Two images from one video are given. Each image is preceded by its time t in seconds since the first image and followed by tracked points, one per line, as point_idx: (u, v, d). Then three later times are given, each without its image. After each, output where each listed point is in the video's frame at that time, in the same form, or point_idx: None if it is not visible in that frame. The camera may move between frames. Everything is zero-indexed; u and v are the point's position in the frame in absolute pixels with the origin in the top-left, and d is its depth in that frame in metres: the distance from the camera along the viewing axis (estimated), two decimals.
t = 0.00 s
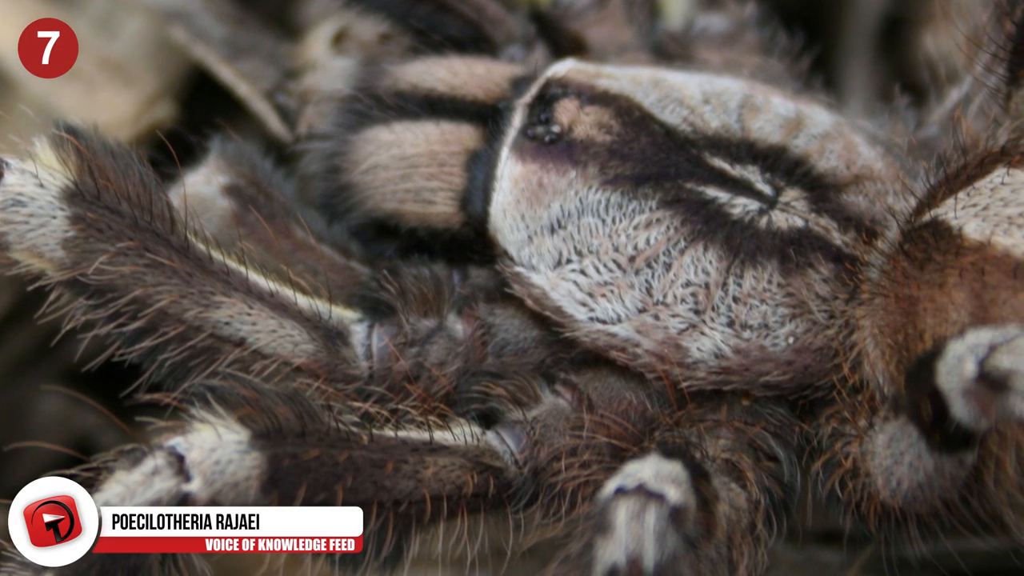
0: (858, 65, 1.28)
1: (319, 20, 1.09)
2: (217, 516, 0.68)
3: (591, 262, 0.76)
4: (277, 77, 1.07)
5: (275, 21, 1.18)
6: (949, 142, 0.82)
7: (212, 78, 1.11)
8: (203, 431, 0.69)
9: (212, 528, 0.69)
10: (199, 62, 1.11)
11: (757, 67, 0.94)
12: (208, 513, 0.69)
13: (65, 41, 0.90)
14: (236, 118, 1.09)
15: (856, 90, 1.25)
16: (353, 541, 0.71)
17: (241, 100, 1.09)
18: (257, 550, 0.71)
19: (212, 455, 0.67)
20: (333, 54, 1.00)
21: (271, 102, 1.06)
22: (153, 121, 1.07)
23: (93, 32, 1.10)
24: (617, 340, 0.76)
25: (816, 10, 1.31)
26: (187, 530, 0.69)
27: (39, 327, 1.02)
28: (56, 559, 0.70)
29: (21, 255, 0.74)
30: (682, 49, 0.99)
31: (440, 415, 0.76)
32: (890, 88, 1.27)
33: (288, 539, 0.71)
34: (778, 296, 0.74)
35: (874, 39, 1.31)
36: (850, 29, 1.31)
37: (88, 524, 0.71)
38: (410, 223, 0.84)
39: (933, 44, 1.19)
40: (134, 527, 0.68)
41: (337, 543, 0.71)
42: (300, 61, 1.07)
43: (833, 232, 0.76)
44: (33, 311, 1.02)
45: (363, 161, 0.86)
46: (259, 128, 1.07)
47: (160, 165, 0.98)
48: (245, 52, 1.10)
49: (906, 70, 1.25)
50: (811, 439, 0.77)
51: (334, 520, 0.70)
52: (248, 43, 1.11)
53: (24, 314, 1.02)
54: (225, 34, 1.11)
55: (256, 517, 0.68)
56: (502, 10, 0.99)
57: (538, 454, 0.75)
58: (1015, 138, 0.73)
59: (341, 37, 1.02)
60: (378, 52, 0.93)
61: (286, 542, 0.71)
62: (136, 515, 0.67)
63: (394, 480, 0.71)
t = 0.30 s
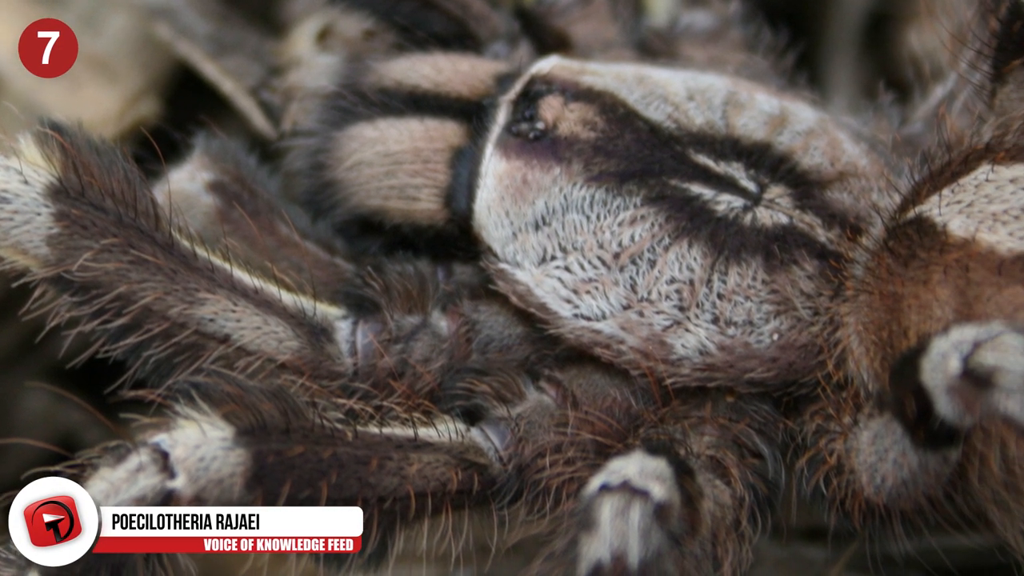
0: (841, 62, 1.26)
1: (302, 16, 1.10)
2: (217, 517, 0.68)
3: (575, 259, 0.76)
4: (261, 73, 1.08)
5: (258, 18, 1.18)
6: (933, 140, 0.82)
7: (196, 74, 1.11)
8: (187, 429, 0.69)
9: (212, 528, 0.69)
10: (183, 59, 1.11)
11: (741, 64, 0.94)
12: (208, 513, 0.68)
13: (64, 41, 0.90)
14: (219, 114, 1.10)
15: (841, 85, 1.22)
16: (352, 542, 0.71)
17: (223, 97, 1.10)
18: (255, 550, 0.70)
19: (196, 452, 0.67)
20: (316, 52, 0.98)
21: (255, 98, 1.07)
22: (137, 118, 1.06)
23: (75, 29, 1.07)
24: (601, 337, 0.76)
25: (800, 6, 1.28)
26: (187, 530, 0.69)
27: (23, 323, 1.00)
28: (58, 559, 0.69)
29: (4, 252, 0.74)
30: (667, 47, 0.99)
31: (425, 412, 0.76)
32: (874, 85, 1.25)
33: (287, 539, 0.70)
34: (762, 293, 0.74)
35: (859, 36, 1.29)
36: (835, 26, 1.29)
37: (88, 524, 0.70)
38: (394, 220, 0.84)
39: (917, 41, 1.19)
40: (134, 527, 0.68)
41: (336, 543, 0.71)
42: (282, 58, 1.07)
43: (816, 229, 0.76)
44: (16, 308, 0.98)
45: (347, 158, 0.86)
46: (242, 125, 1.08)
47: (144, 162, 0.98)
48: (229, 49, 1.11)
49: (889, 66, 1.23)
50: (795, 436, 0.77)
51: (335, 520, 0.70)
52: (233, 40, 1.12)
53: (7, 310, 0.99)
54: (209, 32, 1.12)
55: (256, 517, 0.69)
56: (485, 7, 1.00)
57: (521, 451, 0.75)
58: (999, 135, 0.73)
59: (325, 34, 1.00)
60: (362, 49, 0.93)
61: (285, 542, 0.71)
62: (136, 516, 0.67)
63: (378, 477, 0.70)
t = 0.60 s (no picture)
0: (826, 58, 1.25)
1: (285, 13, 1.11)
2: (217, 516, 0.69)
3: (560, 256, 0.76)
4: (245, 69, 1.09)
5: (242, 15, 1.17)
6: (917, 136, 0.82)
7: (180, 71, 1.12)
8: (172, 425, 0.69)
9: (212, 528, 0.69)
10: (167, 56, 1.11)
11: (725, 61, 0.94)
12: (208, 513, 0.68)
13: (64, 42, 0.89)
14: (204, 110, 1.09)
15: (824, 82, 1.20)
16: (350, 542, 0.71)
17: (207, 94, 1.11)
18: (254, 550, 0.70)
19: (181, 449, 0.67)
20: (300, 48, 0.98)
21: (240, 95, 1.08)
22: (121, 114, 1.04)
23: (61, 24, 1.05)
24: (586, 334, 0.76)
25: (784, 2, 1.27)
26: (187, 529, 0.69)
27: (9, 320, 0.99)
28: (58, 559, 0.70)
29: None
30: (651, 43, 0.99)
31: (409, 408, 0.76)
32: (858, 81, 1.23)
33: (286, 539, 0.70)
34: (747, 289, 0.74)
35: (842, 32, 1.28)
36: (818, 22, 1.28)
37: (88, 522, 0.70)
38: (379, 217, 0.85)
39: (902, 37, 1.19)
40: (134, 526, 0.69)
41: (334, 543, 0.71)
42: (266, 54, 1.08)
43: (801, 225, 0.76)
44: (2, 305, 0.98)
45: (332, 154, 0.86)
46: (228, 121, 1.07)
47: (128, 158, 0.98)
48: (213, 46, 1.12)
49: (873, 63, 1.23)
50: (780, 433, 0.78)
51: (335, 520, 0.70)
52: (216, 36, 1.13)
53: None
54: (193, 28, 1.13)
55: (256, 516, 0.69)
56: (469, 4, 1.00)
57: (506, 448, 0.76)
58: (984, 132, 0.73)
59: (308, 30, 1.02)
60: (347, 46, 0.93)
61: (283, 542, 0.71)
62: (136, 517, 0.68)
63: (362, 474, 0.70)
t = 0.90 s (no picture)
0: (812, 56, 1.24)
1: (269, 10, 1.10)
2: (217, 517, 0.69)
3: (545, 253, 0.76)
4: (229, 67, 1.09)
5: (227, 12, 1.16)
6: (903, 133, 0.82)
7: (165, 68, 1.11)
8: (156, 422, 0.69)
9: (212, 528, 0.70)
10: (152, 53, 1.11)
11: (710, 57, 0.94)
12: (208, 514, 0.69)
13: (64, 42, 0.90)
14: (188, 107, 1.10)
15: (809, 80, 1.20)
16: (348, 542, 0.72)
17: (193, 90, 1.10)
18: (252, 550, 0.71)
19: (166, 445, 0.67)
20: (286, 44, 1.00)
21: (225, 91, 1.07)
22: (106, 111, 1.06)
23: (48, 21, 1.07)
24: (571, 330, 0.76)
25: None
26: (187, 530, 0.70)
27: None
28: (58, 559, 0.70)
29: None
30: (635, 40, 1.00)
31: (394, 405, 0.76)
32: (843, 78, 1.22)
33: (284, 539, 0.71)
34: (731, 286, 0.74)
35: (826, 30, 1.27)
36: (803, 19, 1.26)
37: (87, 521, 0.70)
38: (363, 213, 0.85)
39: (887, 34, 1.19)
40: (134, 527, 0.69)
41: (332, 543, 0.72)
42: (251, 51, 1.07)
43: (786, 222, 0.76)
44: None
45: (317, 151, 0.86)
46: (212, 119, 1.08)
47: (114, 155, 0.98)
48: (198, 43, 1.11)
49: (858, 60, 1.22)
50: (764, 429, 0.78)
51: (335, 520, 0.71)
52: (201, 33, 1.12)
53: None
54: (179, 24, 1.12)
55: (256, 517, 0.69)
56: None
57: (491, 445, 0.76)
58: (969, 129, 0.74)
59: (293, 26, 1.02)
60: (332, 42, 0.93)
61: (282, 542, 0.71)
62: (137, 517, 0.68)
63: (347, 471, 0.70)
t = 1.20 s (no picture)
0: (796, 53, 1.23)
1: (256, 9, 1.11)
2: (217, 517, 0.69)
3: (529, 249, 0.76)
4: (215, 64, 1.09)
5: (212, 8, 1.16)
6: (886, 130, 0.82)
7: (149, 65, 1.11)
8: (141, 419, 0.69)
9: (212, 528, 0.70)
10: (137, 50, 1.11)
11: (695, 54, 0.94)
12: (208, 514, 0.69)
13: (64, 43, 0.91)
14: (173, 104, 1.09)
15: (795, 76, 1.19)
16: (347, 542, 0.72)
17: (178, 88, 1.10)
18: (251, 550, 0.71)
19: (150, 442, 0.67)
20: (271, 41, 1.01)
21: (209, 89, 1.07)
22: (91, 108, 1.05)
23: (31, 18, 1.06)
24: (555, 327, 0.76)
25: None
26: (187, 529, 0.70)
27: None
28: (56, 559, 0.70)
29: None
30: (620, 37, 1.00)
31: (378, 402, 0.76)
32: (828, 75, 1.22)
33: (283, 539, 0.71)
34: (716, 283, 0.74)
35: (812, 26, 1.27)
36: (789, 16, 1.26)
37: (85, 521, 0.70)
38: (348, 210, 0.85)
39: (870, 30, 1.18)
40: (134, 526, 0.70)
41: (331, 543, 0.72)
42: (237, 48, 1.09)
43: (770, 219, 0.76)
44: None
45: (301, 148, 0.86)
46: (196, 115, 1.07)
47: (98, 153, 0.98)
48: (183, 40, 1.11)
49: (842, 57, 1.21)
50: (749, 426, 0.77)
51: (335, 520, 0.71)
52: (186, 30, 1.12)
53: None
54: (163, 21, 1.12)
55: (256, 517, 0.69)
56: None
57: (475, 441, 0.76)
58: (953, 126, 0.74)
59: (279, 23, 1.04)
60: (316, 39, 0.93)
61: (280, 542, 0.71)
62: (137, 517, 0.68)
63: (332, 467, 0.70)
